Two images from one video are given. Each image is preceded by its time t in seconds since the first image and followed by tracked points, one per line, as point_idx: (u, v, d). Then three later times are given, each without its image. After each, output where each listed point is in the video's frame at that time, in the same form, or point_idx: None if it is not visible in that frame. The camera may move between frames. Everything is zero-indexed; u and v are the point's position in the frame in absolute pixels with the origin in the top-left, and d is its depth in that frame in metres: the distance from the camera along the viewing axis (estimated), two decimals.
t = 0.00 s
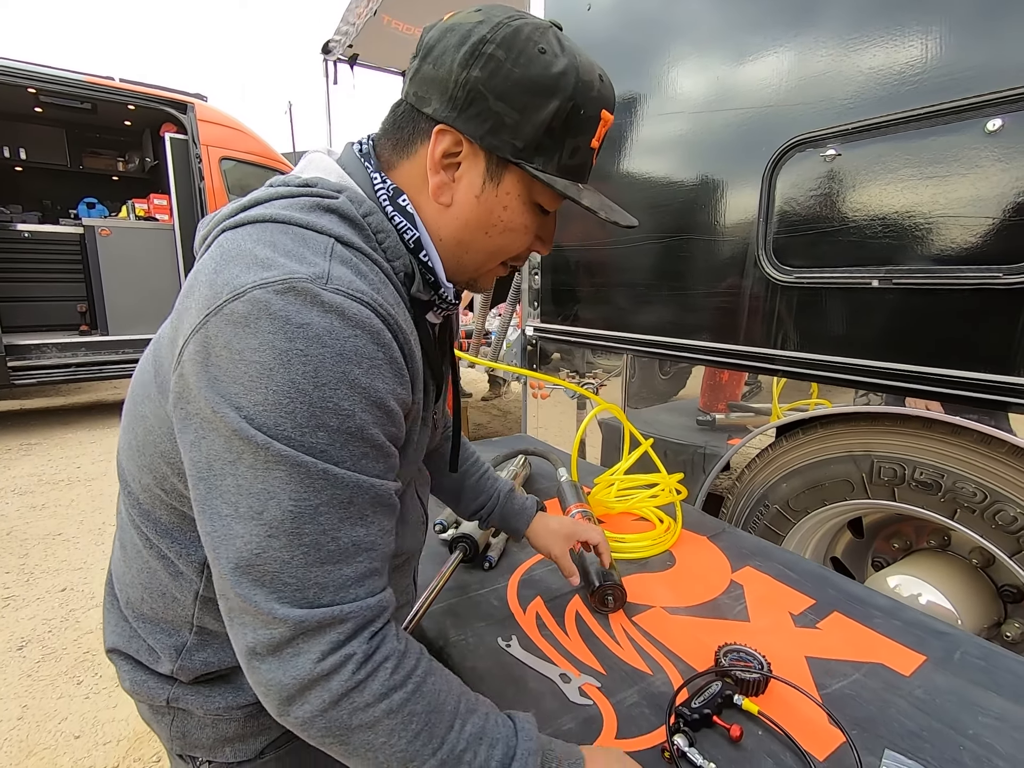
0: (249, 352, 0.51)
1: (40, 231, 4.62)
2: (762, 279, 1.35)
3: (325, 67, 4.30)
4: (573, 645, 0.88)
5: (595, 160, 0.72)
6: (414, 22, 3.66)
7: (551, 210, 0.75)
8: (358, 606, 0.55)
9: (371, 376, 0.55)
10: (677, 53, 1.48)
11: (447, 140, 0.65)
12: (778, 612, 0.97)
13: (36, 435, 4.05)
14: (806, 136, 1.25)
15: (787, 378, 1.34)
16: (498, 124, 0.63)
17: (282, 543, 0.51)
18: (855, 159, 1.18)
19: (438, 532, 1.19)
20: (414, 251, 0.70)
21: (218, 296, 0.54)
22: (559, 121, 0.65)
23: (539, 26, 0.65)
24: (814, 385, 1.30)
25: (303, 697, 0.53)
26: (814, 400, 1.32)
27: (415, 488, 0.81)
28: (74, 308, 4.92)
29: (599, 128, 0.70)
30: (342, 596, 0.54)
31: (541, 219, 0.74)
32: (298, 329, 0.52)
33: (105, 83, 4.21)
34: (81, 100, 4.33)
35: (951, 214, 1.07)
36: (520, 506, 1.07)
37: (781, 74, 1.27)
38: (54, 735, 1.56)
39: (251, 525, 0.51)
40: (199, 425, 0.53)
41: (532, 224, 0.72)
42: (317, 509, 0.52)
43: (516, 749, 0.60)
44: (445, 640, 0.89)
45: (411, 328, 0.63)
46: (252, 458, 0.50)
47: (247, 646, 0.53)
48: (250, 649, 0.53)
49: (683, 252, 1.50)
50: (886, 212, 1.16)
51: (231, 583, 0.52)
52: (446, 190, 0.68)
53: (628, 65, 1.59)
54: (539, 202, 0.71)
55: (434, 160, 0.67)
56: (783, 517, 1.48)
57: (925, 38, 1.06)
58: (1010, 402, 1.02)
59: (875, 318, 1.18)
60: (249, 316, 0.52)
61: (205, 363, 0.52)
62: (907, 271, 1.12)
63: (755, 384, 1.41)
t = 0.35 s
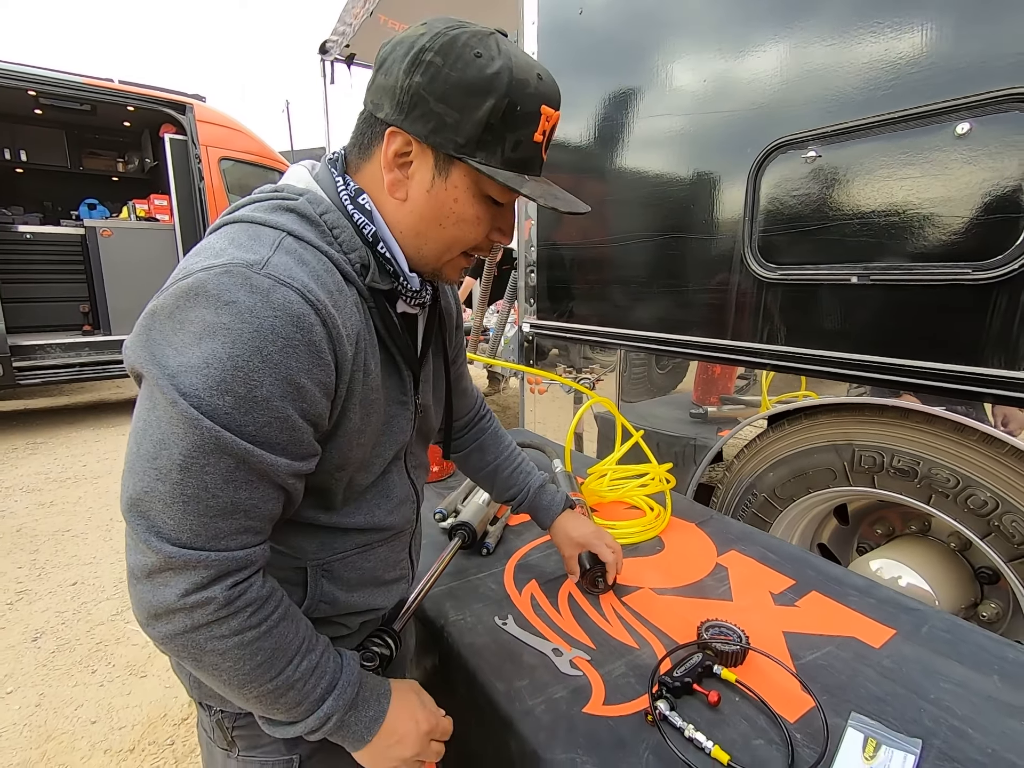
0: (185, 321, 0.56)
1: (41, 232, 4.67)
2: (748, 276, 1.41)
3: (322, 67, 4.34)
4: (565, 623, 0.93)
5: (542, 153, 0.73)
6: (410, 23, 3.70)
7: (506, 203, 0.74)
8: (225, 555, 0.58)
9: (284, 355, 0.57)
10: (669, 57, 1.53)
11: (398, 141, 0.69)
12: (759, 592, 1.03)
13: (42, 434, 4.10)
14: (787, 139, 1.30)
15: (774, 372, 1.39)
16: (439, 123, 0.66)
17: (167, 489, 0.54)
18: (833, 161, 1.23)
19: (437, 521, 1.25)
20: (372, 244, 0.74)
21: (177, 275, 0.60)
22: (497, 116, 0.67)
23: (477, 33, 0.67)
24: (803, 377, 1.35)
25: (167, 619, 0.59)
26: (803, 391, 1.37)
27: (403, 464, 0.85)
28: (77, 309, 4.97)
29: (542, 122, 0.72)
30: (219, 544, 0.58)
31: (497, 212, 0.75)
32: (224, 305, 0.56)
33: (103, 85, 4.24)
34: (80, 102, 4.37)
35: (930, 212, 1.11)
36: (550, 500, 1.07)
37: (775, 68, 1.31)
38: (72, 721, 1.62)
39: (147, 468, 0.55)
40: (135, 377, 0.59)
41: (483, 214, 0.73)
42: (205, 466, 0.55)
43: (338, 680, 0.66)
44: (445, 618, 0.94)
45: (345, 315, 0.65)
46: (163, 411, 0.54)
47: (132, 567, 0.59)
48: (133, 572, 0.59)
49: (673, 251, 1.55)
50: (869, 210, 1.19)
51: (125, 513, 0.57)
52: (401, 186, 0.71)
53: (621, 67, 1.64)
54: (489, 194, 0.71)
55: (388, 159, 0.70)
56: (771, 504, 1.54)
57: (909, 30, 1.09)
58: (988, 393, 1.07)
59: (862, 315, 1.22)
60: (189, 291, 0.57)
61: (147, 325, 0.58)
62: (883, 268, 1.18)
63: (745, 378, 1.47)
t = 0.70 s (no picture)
0: (177, 310, 0.61)
1: (43, 235, 4.71)
2: (737, 274, 1.46)
3: (320, 68, 4.37)
4: (563, 603, 1.00)
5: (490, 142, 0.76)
6: (408, 24, 3.73)
7: (465, 192, 0.76)
8: (219, 515, 0.62)
9: (263, 337, 0.62)
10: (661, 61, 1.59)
11: (360, 139, 0.72)
12: (746, 573, 1.09)
13: (48, 435, 4.16)
14: (773, 141, 1.35)
15: (766, 365, 1.45)
16: (389, 119, 0.70)
17: (167, 455, 0.59)
18: (817, 160, 1.28)
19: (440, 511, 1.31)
20: (348, 239, 0.76)
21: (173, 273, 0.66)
22: (440, 109, 0.71)
23: (424, 42, 0.72)
24: (792, 371, 1.40)
25: (177, 575, 0.63)
26: (793, 384, 1.42)
27: (399, 447, 0.89)
28: (79, 310, 5.02)
29: (486, 115, 0.75)
30: (220, 505, 0.62)
31: (457, 200, 0.77)
32: (209, 294, 0.61)
33: (103, 89, 4.28)
34: (80, 105, 4.41)
35: (914, 211, 1.16)
36: (550, 486, 1.13)
37: (773, 60, 1.34)
38: (91, 708, 1.69)
39: (150, 438, 0.60)
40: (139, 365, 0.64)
41: (440, 202, 0.75)
42: (198, 436, 0.59)
43: (337, 638, 0.70)
44: (449, 600, 1.00)
45: (319, 302, 0.69)
46: (159, 388, 0.59)
47: (147, 530, 0.64)
48: (148, 533, 0.64)
49: (667, 250, 1.62)
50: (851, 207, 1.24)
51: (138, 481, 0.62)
52: (365, 180, 0.75)
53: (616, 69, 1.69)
54: (444, 183, 0.73)
55: (352, 156, 0.74)
56: (761, 493, 1.60)
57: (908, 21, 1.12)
58: (965, 384, 1.12)
59: (851, 310, 1.27)
60: (181, 285, 0.62)
61: (147, 317, 0.64)
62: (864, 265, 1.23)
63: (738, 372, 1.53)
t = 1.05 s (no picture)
0: (192, 311, 0.63)
1: (29, 235, 4.66)
2: (729, 272, 1.50)
3: (311, 67, 4.35)
4: (566, 594, 1.03)
5: (476, 130, 0.74)
6: (399, 23, 3.73)
7: (452, 180, 0.75)
8: (234, 506, 0.63)
9: (274, 335, 0.64)
10: (654, 62, 1.61)
11: (353, 134, 0.76)
12: (741, 564, 1.13)
13: (39, 437, 4.13)
14: (765, 143, 1.38)
15: (757, 361, 1.49)
16: (375, 110, 0.72)
17: (185, 448, 0.61)
18: (806, 161, 1.32)
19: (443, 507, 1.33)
20: (351, 240, 0.78)
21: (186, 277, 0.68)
22: (420, 97, 0.71)
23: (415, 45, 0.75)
24: (783, 366, 1.44)
25: (196, 565, 0.65)
26: (784, 379, 1.47)
27: (404, 442, 0.92)
28: (68, 311, 4.98)
29: (469, 103, 0.73)
30: (235, 497, 0.64)
31: (444, 188, 0.76)
32: (222, 296, 0.63)
33: (91, 87, 4.25)
34: (66, 103, 4.36)
35: (903, 211, 1.19)
36: (557, 482, 1.17)
37: (756, 55, 1.38)
38: (95, 707, 1.70)
39: (168, 433, 0.62)
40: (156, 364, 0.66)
41: (424, 188, 0.74)
42: (214, 430, 0.61)
43: (348, 626, 0.72)
44: (456, 593, 1.03)
45: (327, 301, 0.71)
46: (176, 385, 0.61)
47: (165, 523, 0.66)
48: (167, 525, 0.66)
49: (660, 249, 1.65)
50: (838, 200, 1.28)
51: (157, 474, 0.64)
52: (357, 173, 0.78)
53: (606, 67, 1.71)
54: (427, 168, 0.73)
55: (347, 151, 0.78)
56: (753, 486, 1.65)
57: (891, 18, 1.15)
58: (951, 379, 1.16)
59: (841, 309, 1.31)
60: (195, 288, 0.64)
61: (164, 318, 0.65)
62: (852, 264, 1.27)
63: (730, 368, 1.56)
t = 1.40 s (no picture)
0: (226, 335, 0.63)
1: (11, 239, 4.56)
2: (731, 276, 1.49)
3: (300, 68, 4.30)
4: (581, 604, 1.03)
5: (498, 136, 0.73)
6: (389, 24, 3.69)
7: (476, 190, 0.75)
8: (273, 532, 0.64)
9: (310, 357, 0.64)
10: (653, 64, 1.60)
11: (373, 149, 0.76)
12: (753, 569, 1.13)
13: (25, 445, 4.05)
14: (768, 149, 1.38)
15: (755, 365, 1.49)
16: (396, 124, 0.72)
17: (225, 475, 0.61)
18: (809, 170, 1.32)
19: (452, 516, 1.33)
20: (378, 256, 0.77)
21: (217, 299, 0.67)
22: (440, 106, 0.70)
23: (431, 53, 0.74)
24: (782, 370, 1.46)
25: (236, 593, 0.66)
26: (782, 382, 1.49)
27: (427, 457, 0.92)
28: (52, 316, 4.88)
29: (490, 110, 0.73)
30: (273, 522, 0.64)
31: (469, 199, 0.75)
32: (258, 319, 0.63)
33: (74, 88, 4.16)
34: (48, 105, 4.27)
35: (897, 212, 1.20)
36: (578, 492, 1.17)
37: (737, 54, 1.41)
38: (94, 724, 1.67)
39: (206, 461, 0.62)
40: (190, 388, 0.66)
41: (449, 200, 0.74)
42: (253, 456, 0.61)
43: (386, 645, 0.73)
44: (471, 606, 1.03)
45: (359, 320, 0.71)
46: (213, 411, 0.61)
47: (203, 550, 0.66)
48: (205, 553, 0.66)
49: (659, 252, 1.64)
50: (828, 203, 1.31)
51: (195, 502, 0.64)
52: (379, 188, 0.77)
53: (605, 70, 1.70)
54: (451, 180, 0.72)
55: (368, 167, 0.77)
56: (757, 489, 1.65)
57: (874, 17, 1.18)
58: (949, 384, 1.17)
59: (829, 311, 1.33)
60: (228, 310, 0.64)
61: (197, 341, 0.65)
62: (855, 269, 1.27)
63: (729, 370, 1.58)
